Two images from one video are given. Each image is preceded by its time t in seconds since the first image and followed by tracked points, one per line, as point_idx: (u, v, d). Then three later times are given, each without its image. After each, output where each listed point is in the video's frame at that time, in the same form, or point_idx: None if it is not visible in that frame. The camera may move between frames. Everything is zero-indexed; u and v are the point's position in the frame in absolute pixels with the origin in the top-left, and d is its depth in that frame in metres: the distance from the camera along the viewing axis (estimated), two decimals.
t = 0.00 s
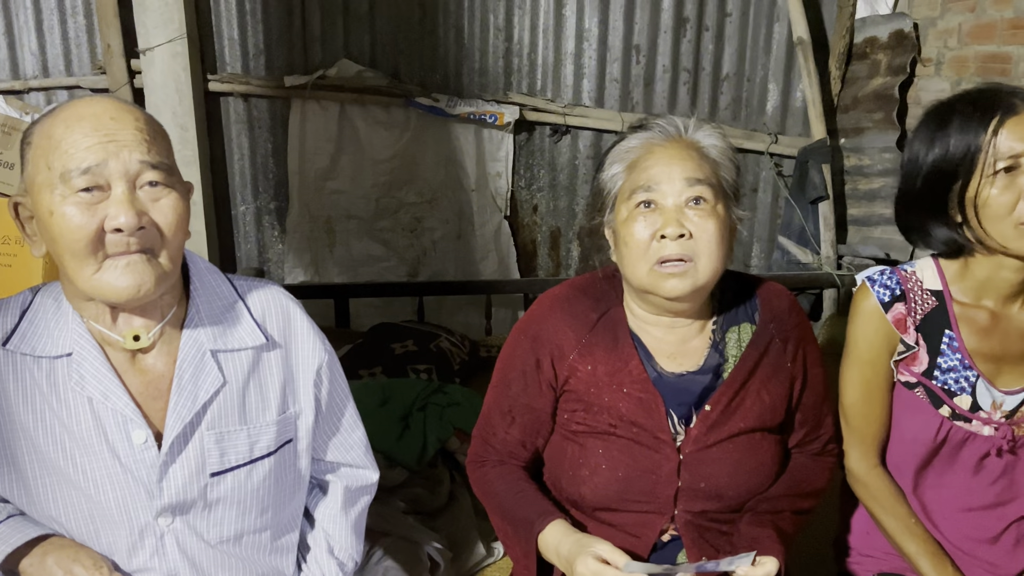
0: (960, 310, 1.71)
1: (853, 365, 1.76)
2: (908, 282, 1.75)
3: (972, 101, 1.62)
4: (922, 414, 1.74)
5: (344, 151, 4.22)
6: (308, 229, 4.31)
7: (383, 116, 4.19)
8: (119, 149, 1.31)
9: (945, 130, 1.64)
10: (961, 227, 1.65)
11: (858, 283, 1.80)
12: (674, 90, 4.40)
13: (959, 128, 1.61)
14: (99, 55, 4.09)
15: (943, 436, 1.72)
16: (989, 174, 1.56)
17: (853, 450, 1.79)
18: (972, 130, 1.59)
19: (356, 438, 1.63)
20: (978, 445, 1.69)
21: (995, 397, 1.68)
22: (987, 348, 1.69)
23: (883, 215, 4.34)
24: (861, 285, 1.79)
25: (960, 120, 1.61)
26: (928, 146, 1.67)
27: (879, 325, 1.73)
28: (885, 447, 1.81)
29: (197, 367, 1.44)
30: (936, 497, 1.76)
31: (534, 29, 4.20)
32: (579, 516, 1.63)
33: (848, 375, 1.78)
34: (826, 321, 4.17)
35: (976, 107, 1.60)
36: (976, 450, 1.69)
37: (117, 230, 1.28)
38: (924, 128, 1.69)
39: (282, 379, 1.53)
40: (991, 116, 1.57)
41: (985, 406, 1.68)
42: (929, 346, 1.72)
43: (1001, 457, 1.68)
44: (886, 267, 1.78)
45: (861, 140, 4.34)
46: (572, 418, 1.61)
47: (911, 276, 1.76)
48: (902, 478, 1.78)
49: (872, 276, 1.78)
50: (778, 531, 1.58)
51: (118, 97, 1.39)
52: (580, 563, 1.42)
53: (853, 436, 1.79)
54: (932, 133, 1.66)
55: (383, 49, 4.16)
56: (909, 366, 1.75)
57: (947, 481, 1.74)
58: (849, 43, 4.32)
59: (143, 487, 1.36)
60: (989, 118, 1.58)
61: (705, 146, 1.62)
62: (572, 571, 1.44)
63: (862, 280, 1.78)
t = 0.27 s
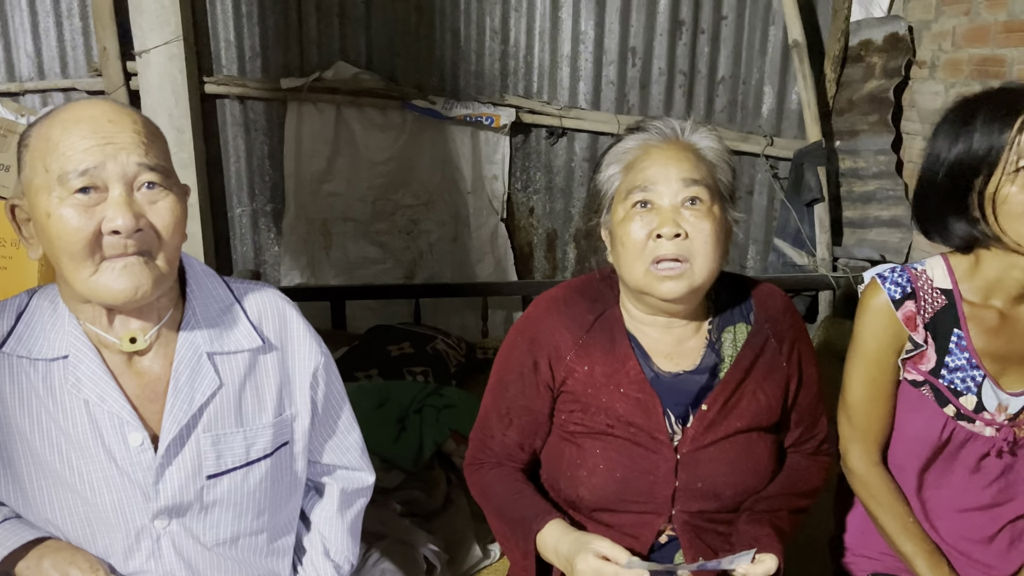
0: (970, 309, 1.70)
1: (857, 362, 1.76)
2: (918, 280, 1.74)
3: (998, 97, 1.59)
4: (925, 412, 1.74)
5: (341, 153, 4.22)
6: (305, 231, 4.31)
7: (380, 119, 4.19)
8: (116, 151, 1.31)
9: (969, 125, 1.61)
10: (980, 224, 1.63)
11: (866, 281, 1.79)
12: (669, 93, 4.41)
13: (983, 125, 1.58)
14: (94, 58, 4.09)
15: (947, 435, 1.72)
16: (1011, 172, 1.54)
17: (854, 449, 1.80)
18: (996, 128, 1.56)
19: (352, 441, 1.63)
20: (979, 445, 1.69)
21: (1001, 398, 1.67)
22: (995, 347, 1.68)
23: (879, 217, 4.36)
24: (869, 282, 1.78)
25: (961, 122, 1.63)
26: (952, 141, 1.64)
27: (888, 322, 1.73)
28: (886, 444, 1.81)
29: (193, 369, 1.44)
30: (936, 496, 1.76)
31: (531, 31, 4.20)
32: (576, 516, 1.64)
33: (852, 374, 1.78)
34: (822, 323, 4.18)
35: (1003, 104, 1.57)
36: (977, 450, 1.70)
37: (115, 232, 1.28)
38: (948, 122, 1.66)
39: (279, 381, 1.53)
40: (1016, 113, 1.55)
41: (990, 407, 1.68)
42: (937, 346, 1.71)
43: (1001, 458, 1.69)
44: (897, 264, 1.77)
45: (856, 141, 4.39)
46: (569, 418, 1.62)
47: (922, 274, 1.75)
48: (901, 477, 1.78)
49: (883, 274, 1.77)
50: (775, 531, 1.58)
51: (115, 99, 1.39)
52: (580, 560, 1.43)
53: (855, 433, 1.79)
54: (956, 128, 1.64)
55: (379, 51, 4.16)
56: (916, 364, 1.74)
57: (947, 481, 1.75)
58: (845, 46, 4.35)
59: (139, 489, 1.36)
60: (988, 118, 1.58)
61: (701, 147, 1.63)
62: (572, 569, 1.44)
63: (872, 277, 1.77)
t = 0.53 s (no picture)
0: (975, 307, 1.70)
1: (861, 360, 1.75)
2: (923, 278, 1.73)
3: (1011, 94, 1.58)
4: (929, 411, 1.73)
5: (337, 154, 4.21)
6: (301, 232, 4.30)
7: (376, 119, 4.18)
8: (111, 151, 1.30)
9: (980, 122, 1.60)
10: (989, 220, 1.61)
11: (870, 278, 1.79)
12: (665, 92, 4.41)
13: (995, 122, 1.57)
14: (89, 58, 4.08)
15: (950, 434, 1.71)
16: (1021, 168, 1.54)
17: (854, 449, 1.78)
18: (1008, 126, 1.55)
19: (347, 441, 1.63)
20: (982, 445, 1.69)
21: (1004, 398, 1.66)
22: (998, 346, 1.69)
23: (875, 217, 4.35)
24: (874, 279, 1.78)
25: (961, 120, 1.64)
26: (962, 138, 1.63)
27: (891, 319, 1.72)
28: (888, 443, 1.80)
29: (186, 369, 1.43)
30: (936, 496, 1.76)
31: (527, 31, 4.20)
32: (571, 516, 1.63)
33: (854, 372, 1.77)
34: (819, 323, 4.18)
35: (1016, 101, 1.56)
36: (980, 450, 1.69)
37: (108, 232, 1.27)
38: (960, 118, 1.65)
39: (272, 381, 1.52)
40: None
41: (993, 406, 1.67)
42: (941, 344, 1.71)
43: (1002, 457, 1.68)
44: (901, 261, 1.77)
45: (852, 142, 4.35)
46: (564, 417, 1.61)
47: (926, 272, 1.74)
48: (902, 476, 1.77)
49: (888, 271, 1.76)
50: (769, 528, 1.56)
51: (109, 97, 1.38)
52: (568, 555, 1.43)
53: (857, 431, 1.77)
54: (967, 125, 1.63)
55: (375, 51, 4.16)
56: (920, 362, 1.74)
57: (948, 481, 1.74)
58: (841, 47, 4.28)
59: (132, 490, 1.36)
60: (992, 115, 1.58)
61: (695, 144, 1.62)
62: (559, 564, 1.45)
63: (876, 274, 1.77)
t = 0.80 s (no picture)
0: (968, 306, 1.70)
1: (855, 360, 1.75)
2: (916, 278, 1.73)
3: (1003, 93, 1.58)
4: (923, 410, 1.72)
5: (333, 154, 4.20)
6: (297, 232, 4.30)
7: (372, 119, 4.17)
8: (115, 158, 1.29)
9: (974, 122, 1.60)
10: (982, 219, 1.61)
11: (864, 277, 1.78)
12: (662, 92, 4.41)
13: (989, 121, 1.57)
14: (85, 58, 4.07)
15: (945, 434, 1.71)
16: (1014, 168, 1.54)
17: (849, 448, 1.78)
18: (1001, 126, 1.55)
19: (343, 442, 1.62)
20: (977, 445, 1.68)
21: (997, 398, 1.67)
22: (992, 345, 1.68)
23: (872, 217, 4.35)
24: (867, 279, 1.77)
25: (955, 119, 1.64)
26: (956, 137, 1.63)
27: (885, 319, 1.72)
28: (883, 442, 1.79)
29: (181, 371, 1.42)
30: (932, 496, 1.76)
31: (523, 31, 4.20)
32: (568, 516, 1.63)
33: (849, 371, 1.77)
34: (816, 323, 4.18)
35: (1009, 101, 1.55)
36: (975, 450, 1.69)
37: (111, 238, 1.27)
38: (953, 118, 1.65)
39: (268, 382, 1.51)
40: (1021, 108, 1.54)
41: (987, 405, 1.67)
42: (935, 343, 1.71)
43: (997, 457, 1.68)
44: (894, 261, 1.77)
45: (849, 141, 4.34)
46: (561, 418, 1.61)
47: (919, 272, 1.75)
48: (897, 476, 1.77)
49: (881, 270, 1.76)
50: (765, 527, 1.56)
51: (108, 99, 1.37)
52: (564, 547, 1.42)
53: (852, 431, 1.77)
54: (961, 125, 1.62)
55: (372, 51, 4.15)
56: (913, 361, 1.73)
57: (943, 481, 1.74)
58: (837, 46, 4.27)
59: (127, 492, 1.35)
60: (986, 115, 1.58)
61: (684, 147, 1.61)
62: (556, 559, 1.44)
63: (869, 274, 1.76)
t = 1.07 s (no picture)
0: (961, 304, 1.70)
1: (849, 359, 1.75)
2: (909, 277, 1.73)
3: (991, 92, 1.59)
4: (919, 409, 1.72)
5: (330, 154, 4.19)
6: (294, 233, 4.29)
7: (369, 120, 4.16)
8: (117, 161, 1.28)
9: (963, 121, 1.60)
10: (973, 217, 1.61)
11: (857, 278, 1.78)
12: (660, 92, 4.40)
13: (977, 120, 1.58)
14: (81, 59, 4.06)
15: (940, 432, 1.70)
16: (1003, 166, 1.54)
17: (845, 448, 1.78)
18: (989, 124, 1.56)
19: (339, 443, 1.62)
20: (973, 444, 1.68)
21: (993, 395, 1.67)
22: (986, 343, 1.68)
23: (869, 216, 4.36)
24: (861, 279, 1.77)
25: (944, 119, 1.65)
26: (945, 136, 1.63)
27: (878, 318, 1.72)
28: (880, 442, 1.79)
29: (176, 372, 1.41)
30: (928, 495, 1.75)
31: (520, 31, 4.19)
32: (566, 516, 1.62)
33: (844, 371, 1.77)
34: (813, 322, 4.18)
35: (997, 99, 1.56)
36: (971, 449, 1.69)
37: (114, 241, 1.26)
38: (941, 117, 1.66)
39: (264, 384, 1.51)
40: (1009, 107, 1.55)
41: (983, 403, 1.67)
42: (929, 342, 1.71)
43: (993, 455, 1.68)
44: (888, 260, 1.76)
45: (845, 141, 4.37)
46: (558, 419, 1.61)
47: (913, 271, 1.74)
48: (893, 476, 1.77)
49: (874, 270, 1.76)
50: (764, 526, 1.56)
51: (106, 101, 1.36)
52: (563, 544, 1.42)
53: (848, 431, 1.77)
54: (950, 124, 1.63)
55: (368, 51, 4.14)
56: (908, 360, 1.73)
57: (939, 480, 1.74)
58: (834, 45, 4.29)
59: (122, 494, 1.34)
60: (974, 113, 1.58)
61: (687, 147, 1.61)
62: (555, 557, 1.43)
63: (863, 274, 1.76)
